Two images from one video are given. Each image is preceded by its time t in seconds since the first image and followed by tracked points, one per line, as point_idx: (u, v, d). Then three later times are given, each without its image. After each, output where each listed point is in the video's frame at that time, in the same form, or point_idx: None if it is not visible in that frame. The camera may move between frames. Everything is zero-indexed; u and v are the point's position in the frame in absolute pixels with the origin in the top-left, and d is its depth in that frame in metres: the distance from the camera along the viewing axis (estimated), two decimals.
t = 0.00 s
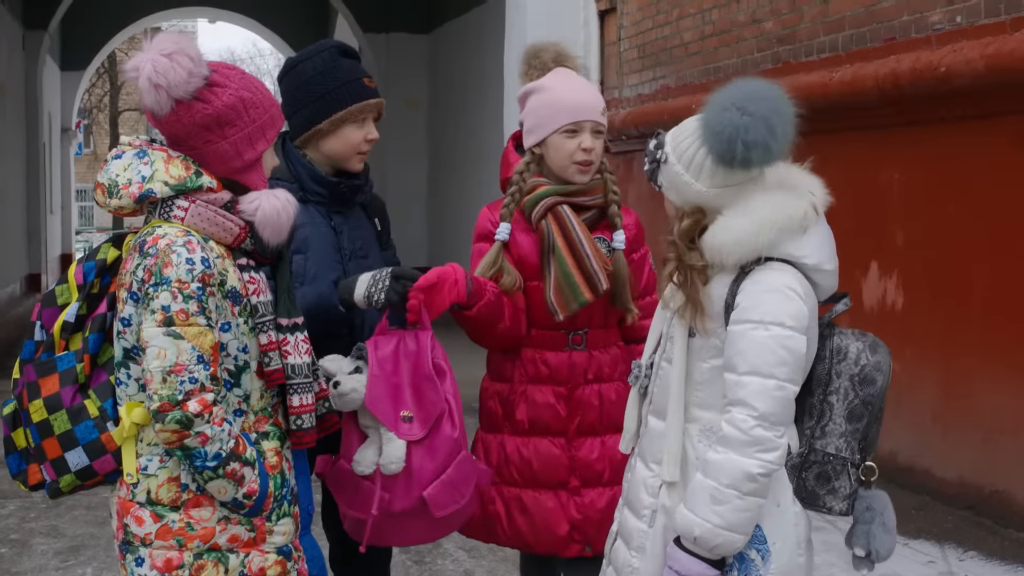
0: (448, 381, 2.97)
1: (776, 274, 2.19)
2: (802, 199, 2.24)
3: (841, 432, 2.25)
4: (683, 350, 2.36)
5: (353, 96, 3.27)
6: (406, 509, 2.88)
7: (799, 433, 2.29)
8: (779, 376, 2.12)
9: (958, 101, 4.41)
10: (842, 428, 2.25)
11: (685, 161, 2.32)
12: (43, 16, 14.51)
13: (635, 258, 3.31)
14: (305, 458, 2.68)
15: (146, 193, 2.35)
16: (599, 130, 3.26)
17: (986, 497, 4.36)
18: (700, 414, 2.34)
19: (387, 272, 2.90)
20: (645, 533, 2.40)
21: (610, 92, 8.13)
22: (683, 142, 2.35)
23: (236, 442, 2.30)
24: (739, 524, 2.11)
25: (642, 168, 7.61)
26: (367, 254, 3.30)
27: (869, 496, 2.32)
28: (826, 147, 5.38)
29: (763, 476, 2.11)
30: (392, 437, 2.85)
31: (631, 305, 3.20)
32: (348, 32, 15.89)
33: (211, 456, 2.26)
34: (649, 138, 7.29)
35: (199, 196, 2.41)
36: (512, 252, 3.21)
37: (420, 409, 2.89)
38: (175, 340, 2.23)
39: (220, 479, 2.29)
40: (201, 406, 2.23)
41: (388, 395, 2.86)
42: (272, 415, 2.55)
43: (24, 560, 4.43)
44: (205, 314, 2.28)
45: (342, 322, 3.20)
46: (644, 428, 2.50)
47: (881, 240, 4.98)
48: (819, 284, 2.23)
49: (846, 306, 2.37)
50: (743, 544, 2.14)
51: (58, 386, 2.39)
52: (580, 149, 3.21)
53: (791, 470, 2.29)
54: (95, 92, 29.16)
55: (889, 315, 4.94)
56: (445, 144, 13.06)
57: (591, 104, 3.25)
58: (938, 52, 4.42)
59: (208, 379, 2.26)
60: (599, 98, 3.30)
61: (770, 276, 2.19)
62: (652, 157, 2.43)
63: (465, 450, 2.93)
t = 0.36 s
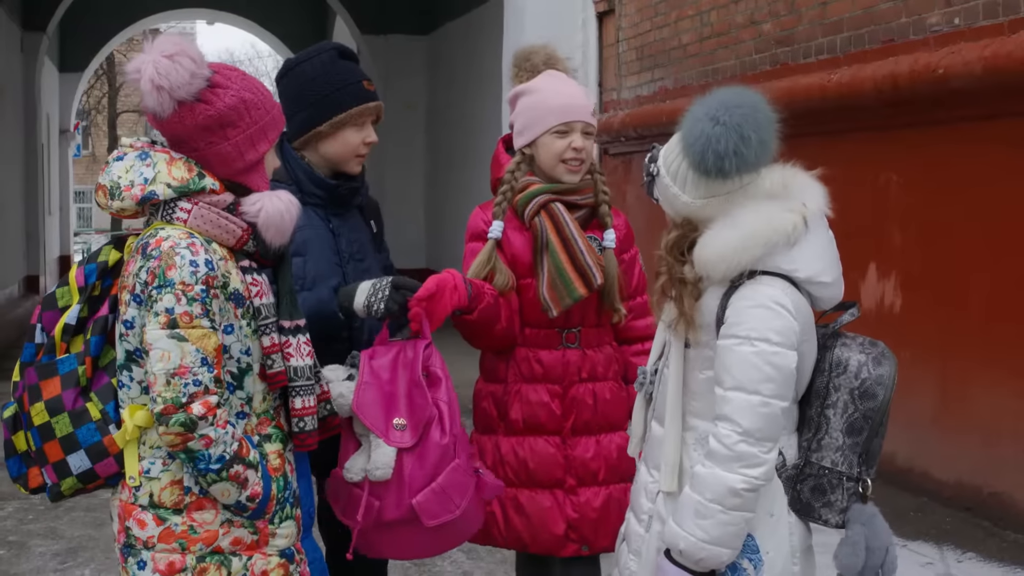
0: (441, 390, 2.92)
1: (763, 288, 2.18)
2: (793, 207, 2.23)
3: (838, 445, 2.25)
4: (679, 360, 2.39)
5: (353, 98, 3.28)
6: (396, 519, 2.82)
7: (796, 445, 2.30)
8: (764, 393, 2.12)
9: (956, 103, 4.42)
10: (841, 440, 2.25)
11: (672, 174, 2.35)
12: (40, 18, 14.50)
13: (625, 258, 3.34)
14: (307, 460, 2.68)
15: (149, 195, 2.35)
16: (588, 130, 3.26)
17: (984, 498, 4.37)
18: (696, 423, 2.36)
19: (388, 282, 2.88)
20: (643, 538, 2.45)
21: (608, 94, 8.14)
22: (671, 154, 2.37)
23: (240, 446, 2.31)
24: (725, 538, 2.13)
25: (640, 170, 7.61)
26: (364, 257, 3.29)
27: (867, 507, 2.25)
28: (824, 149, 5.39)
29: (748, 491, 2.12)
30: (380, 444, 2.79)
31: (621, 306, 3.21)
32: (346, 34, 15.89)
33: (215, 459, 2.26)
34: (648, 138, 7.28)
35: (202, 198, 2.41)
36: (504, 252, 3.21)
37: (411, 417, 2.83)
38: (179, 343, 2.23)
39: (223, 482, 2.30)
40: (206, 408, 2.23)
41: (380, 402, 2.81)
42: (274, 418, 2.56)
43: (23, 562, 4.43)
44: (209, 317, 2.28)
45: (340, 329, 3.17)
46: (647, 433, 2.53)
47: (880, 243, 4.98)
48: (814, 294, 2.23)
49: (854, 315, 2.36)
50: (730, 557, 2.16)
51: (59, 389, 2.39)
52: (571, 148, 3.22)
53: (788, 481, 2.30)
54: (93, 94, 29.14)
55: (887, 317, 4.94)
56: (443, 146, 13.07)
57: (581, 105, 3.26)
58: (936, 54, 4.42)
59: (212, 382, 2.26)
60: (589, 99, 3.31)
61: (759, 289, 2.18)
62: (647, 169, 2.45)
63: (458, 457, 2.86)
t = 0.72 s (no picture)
0: (459, 409, 2.96)
1: (770, 290, 2.19)
2: (800, 210, 2.23)
3: (841, 448, 2.25)
4: (685, 362, 2.39)
5: (361, 101, 3.30)
6: (427, 539, 2.87)
7: (799, 448, 2.30)
8: (770, 395, 2.12)
9: (954, 105, 4.42)
10: (844, 443, 2.25)
11: (679, 176, 2.35)
12: (38, 21, 14.48)
13: (624, 263, 3.31)
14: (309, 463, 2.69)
15: (153, 197, 2.35)
16: (572, 132, 3.23)
17: (982, 501, 4.37)
18: (700, 425, 2.36)
19: (394, 302, 2.85)
20: (645, 540, 2.45)
21: (606, 96, 8.14)
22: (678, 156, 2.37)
23: (243, 449, 2.31)
24: (729, 540, 2.14)
25: (638, 172, 7.61)
26: (367, 260, 3.28)
27: (869, 511, 2.24)
28: (823, 151, 5.39)
29: (752, 493, 2.13)
30: (407, 469, 2.82)
31: (614, 311, 3.18)
32: (344, 36, 15.89)
33: (219, 462, 2.26)
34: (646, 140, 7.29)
35: (207, 201, 2.41)
36: (497, 253, 3.22)
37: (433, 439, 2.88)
38: (184, 346, 2.23)
39: (226, 485, 2.29)
40: (210, 411, 2.23)
41: (401, 428, 2.85)
42: (276, 421, 2.56)
43: (21, 564, 4.43)
44: (213, 320, 2.28)
45: (341, 338, 3.12)
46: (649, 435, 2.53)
47: (878, 245, 4.99)
48: (822, 299, 2.22)
49: (857, 318, 2.36)
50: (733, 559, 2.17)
51: (62, 391, 2.39)
52: (553, 151, 3.21)
53: (789, 484, 2.30)
54: (91, 96, 29.12)
55: (886, 320, 4.95)
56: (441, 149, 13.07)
57: (562, 104, 3.24)
58: (934, 57, 4.43)
59: (217, 385, 2.26)
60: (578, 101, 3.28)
61: (768, 291, 2.18)
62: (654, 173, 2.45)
63: (482, 474, 2.91)
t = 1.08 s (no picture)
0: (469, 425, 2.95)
1: (804, 277, 2.24)
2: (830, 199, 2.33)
3: (849, 435, 2.28)
4: (709, 352, 2.38)
5: (368, 106, 3.31)
6: (444, 554, 2.86)
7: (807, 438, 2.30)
8: (806, 376, 2.15)
9: (952, 107, 4.43)
10: (850, 430, 2.28)
11: (739, 155, 2.34)
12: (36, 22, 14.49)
13: (627, 266, 3.22)
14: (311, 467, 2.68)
15: (161, 198, 2.34)
16: (556, 133, 3.19)
17: (980, 502, 4.38)
18: (721, 415, 2.35)
19: (371, 313, 2.85)
20: (664, 538, 2.41)
21: (604, 97, 8.14)
22: (730, 138, 2.36)
23: (249, 451, 2.31)
24: (760, 520, 2.13)
25: (637, 173, 7.62)
26: (369, 262, 3.27)
27: (873, 495, 2.30)
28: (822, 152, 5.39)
29: (784, 472, 2.14)
30: (425, 487, 2.82)
31: (610, 314, 3.10)
32: (343, 37, 15.90)
33: (224, 464, 2.26)
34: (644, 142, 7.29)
35: (214, 202, 2.41)
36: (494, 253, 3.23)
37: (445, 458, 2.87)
38: (192, 347, 2.23)
39: (231, 487, 2.29)
40: (217, 413, 2.23)
41: (416, 446, 2.84)
42: (280, 423, 2.56)
43: (20, 565, 4.43)
44: (221, 321, 2.28)
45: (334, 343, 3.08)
46: (660, 431, 2.51)
47: (876, 246, 4.99)
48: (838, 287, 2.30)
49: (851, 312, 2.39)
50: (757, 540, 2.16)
51: (65, 391, 2.39)
52: (535, 152, 3.20)
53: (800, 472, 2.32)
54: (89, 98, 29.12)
55: (884, 321, 4.94)
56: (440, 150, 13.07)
57: (541, 104, 3.21)
58: (932, 58, 4.43)
59: (224, 387, 2.26)
60: (570, 102, 3.22)
61: (801, 278, 2.23)
62: (688, 155, 2.40)
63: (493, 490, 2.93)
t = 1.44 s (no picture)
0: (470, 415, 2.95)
1: (806, 268, 2.35)
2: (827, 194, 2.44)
3: (837, 421, 2.34)
4: (720, 337, 2.41)
5: (349, 104, 3.30)
6: (432, 540, 2.86)
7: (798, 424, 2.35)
8: (822, 356, 2.25)
9: (950, 107, 4.43)
10: (838, 418, 2.34)
11: (752, 163, 2.43)
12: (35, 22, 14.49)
13: (622, 268, 3.10)
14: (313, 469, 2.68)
15: (161, 197, 2.34)
16: (542, 133, 3.18)
17: (978, 502, 4.38)
18: (733, 400, 2.39)
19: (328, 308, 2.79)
20: (682, 522, 2.39)
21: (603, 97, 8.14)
22: (741, 144, 2.45)
23: (253, 451, 2.32)
24: (791, 495, 2.19)
25: (636, 174, 7.61)
26: (352, 263, 3.24)
27: (857, 482, 2.38)
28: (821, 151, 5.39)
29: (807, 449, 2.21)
30: (416, 470, 2.82)
31: (597, 318, 3.03)
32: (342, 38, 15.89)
33: (228, 464, 2.26)
34: (644, 142, 7.29)
35: (215, 201, 2.41)
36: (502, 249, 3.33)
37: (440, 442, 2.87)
38: (196, 345, 2.23)
39: (235, 486, 2.29)
40: (222, 412, 2.23)
41: (411, 428, 2.84)
42: (281, 423, 2.56)
43: (18, 566, 4.43)
44: (224, 319, 2.29)
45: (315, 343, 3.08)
46: (663, 419, 2.50)
47: (875, 245, 4.99)
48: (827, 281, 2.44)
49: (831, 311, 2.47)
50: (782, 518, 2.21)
51: (65, 392, 2.39)
52: (524, 152, 3.24)
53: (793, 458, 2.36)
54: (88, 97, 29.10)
55: (883, 320, 4.95)
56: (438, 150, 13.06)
57: (530, 104, 3.21)
58: (931, 58, 4.43)
59: (228, 386, 2.26)
60: (562, 102, 3.18)
61: (806, 265, 2.35)
62: (703, 158, 2.46)
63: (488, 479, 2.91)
